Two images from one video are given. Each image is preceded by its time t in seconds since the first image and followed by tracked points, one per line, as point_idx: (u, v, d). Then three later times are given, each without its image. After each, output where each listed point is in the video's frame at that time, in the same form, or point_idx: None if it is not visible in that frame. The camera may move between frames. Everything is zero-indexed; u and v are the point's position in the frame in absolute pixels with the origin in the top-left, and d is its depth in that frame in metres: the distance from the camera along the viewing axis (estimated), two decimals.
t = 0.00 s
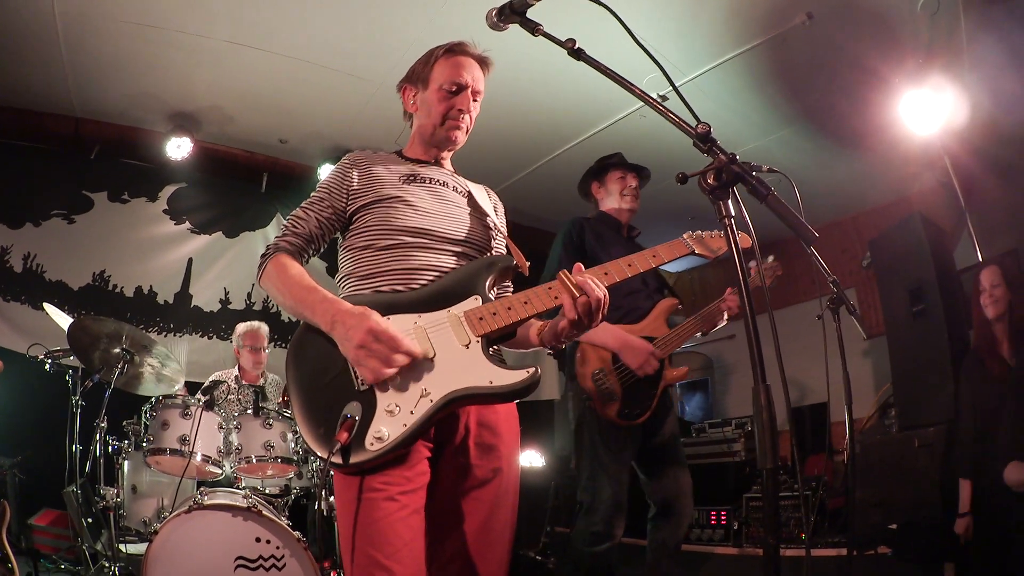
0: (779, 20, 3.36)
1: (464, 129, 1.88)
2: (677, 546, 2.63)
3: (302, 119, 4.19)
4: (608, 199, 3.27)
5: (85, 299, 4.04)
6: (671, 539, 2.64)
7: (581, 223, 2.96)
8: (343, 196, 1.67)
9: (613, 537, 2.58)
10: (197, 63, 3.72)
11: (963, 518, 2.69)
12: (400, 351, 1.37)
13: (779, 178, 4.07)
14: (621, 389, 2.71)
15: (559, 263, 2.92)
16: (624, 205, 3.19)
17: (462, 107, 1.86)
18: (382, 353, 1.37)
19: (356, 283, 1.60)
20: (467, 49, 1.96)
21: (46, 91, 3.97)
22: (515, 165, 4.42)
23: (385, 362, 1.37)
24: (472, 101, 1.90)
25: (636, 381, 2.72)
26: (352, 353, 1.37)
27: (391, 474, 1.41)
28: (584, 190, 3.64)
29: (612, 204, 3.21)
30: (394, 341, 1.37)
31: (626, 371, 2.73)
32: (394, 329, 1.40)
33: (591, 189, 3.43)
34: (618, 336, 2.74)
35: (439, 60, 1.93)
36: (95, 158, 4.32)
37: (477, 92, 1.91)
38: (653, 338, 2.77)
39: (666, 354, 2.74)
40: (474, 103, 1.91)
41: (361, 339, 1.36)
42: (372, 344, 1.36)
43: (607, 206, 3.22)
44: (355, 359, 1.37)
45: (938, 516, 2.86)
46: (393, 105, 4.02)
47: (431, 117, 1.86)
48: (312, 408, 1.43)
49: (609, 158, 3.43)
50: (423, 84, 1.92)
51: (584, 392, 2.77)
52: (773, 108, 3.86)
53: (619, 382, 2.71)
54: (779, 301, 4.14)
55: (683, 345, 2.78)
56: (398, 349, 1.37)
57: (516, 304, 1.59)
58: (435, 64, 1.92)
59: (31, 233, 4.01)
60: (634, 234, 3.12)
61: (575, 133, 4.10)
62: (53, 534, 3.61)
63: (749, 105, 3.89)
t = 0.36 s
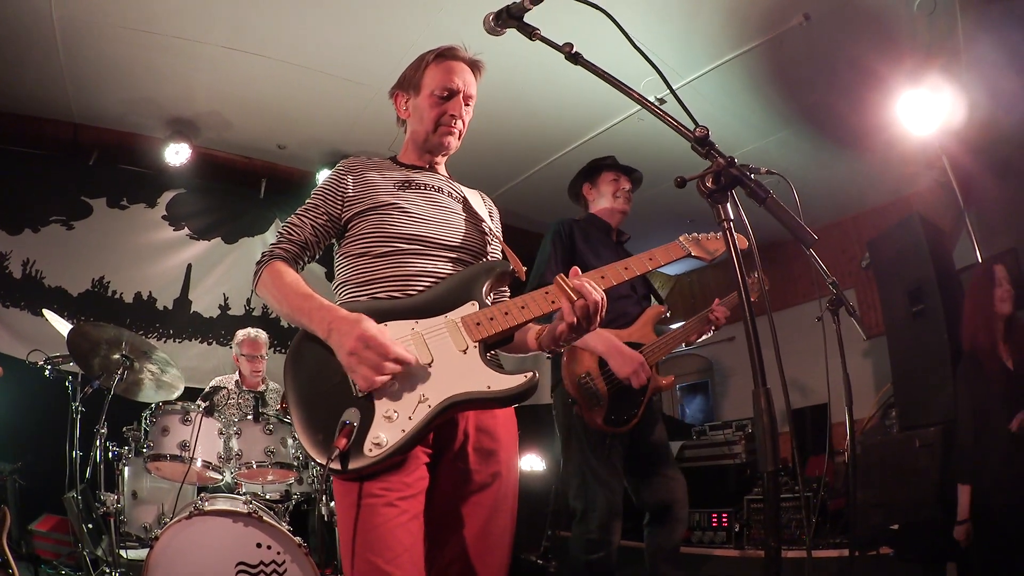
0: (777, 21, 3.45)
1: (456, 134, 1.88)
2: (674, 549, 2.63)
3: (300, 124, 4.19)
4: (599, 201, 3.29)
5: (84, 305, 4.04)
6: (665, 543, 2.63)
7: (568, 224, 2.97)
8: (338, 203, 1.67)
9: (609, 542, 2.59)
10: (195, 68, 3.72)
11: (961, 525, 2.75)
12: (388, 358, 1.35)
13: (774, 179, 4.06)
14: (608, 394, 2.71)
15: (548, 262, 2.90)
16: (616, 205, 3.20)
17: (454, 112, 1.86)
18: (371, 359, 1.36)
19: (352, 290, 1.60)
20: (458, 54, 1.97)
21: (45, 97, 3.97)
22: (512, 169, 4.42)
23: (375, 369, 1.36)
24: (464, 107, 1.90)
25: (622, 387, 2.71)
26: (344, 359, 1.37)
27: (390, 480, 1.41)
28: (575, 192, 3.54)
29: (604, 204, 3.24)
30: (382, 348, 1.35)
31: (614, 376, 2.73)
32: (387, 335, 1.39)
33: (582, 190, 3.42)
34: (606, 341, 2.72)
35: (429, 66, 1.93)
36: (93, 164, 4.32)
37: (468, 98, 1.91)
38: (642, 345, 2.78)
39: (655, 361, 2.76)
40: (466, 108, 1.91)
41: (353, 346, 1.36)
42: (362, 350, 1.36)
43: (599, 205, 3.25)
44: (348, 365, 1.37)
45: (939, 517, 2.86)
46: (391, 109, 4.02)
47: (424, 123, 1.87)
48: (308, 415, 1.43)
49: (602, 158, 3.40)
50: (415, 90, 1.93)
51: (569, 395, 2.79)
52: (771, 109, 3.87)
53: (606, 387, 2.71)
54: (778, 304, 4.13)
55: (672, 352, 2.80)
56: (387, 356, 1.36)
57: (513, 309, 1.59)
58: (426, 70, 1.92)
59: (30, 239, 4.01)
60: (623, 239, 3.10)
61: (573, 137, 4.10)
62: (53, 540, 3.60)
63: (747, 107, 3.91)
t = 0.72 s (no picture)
0: (776, 20, 3.37)
1: (452, 132, 1.88)
2: (681, 547, 2.62)
3: (301, 122, 4.19)
4: (609, 202, 3.27)
5: (85, 303, 4.04)
6: (676, 540, 2.64)
7: (581, 228, 2.96)
8: (334, 203, 1.68)
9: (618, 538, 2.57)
10: (195, 67, 3.72)
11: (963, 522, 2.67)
12: (381, 354, 1.35)
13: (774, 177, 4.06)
14: (624, 394, 2.72)
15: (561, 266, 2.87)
16: (625, 207, 3.20)
17: (449, 111, 1.86)
18: (365, 357, 1.36)
19: (349, 289, 1.61)
20: (453, 53, 1.97)
21: (45, 96, 3.97)
22: (513, 168, 4.42)
23: (370, 365, 1.36)
24: (459, 105, 1.90)
25: (639, 388, 2.71)
26: (339, 358, 1.38)
27: (385, 477, 1.41)
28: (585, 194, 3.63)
29: (615, 207, 3.22)
30: (373, 344, 1.35)
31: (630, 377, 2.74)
32: (378, 332, 1.39)
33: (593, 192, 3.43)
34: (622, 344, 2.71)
35: (425, 65, 1.94)
36: (93, 163, 4.32)
37: (464, 97, 1.92)
38: (657, 344, 2.80)
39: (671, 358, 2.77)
40: (462, 107, 1.92)
41: (345, 345, 1.36)
42: (354, 348, 1.36)
43: (610, 210, 3.22)
44: (342, 364, 1.38)
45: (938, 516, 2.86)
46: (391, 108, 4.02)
47: (419, 122, 1.87)
48: (304, 413, 1.44)
49: (608, 159, 3.41)
50: (410, 90, 1.93)
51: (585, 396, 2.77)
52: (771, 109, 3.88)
53: (623, 387, 2.72)
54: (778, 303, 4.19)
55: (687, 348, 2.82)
56: (378, 353, 1.35)
57: (506, 306, 1.58)
58: (422, 70, 1.93)
59: (31, 238, 4.02)
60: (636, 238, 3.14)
61: (575, 136, 4.11)
62: (53, 538, 3.65)
63: (747, 107, 3.91)
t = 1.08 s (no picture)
0: (777, 19, 3.35)
1: (450, 127, 1.88)
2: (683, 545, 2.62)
3: (304, 118, 4.19)
4: (617, 202, 3.28)
5: (85, 297, 4.04)
6: (677, 536, 2.62)
7: (589, 228, 2.97)
8: (332, 199, 1.69)
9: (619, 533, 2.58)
10: (198, 62, 3.72)
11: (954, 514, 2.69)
12: (380, 347, 1.35)
13: (776, 175, 4.05)
14: (634, 393, 2.72)
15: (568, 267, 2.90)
16: (634, 207, 3.21)
17: (447, 106, 1.87)
18: (364, 350, 1.36)
19: (348, 285, 1.61)
20: (451, 49, 1.98)
21: (47, 90, 3.97)
22: (514, 165, 4.43)
23: (369, 358, 1.36)
24: (457, 100, 1.90)
25: (650, 386, 2.73)
26: (337, 353, 1.38)
27: (381, 471, 1.42)
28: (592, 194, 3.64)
29: (624, 207, 3.24)
30: (373, 338, 1.36)
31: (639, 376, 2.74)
32: (377, 327, 1.39)
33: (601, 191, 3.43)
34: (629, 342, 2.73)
35: (421, 61, 1.95)
36: (95, 157, 4.32)
37: (461, 92, 1.92)
38: (665, 342, 2.80)
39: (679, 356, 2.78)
40: (459, 102, 1.92)
41: (342, 339, 1.36)
42: (352, 343, 1.36)
43: (620, 209, 3.24)
44: (341, 359, 1.37)
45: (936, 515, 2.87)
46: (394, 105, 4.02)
47: (416, 118, 1.87)
48: (301, 407, 1.44)
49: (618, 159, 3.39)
50: (407, 87, 1.94)
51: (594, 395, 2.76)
52: (773, 108, 3.88)
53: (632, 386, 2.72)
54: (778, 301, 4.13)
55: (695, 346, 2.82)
56: (377, 346, 1.36)
57: (502, 299, 1.59)
58: (418, 66, 1.93)
59: (32, 232, 4.02)
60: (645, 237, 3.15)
61: (576, 134, 4.11)
62: (54, 532, 3.65)
63: (749, 106, 3.90)
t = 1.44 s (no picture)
0: (776, 18, 3.33)
1: (449, 127, 1.88)
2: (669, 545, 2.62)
3: (302, 118, 4.19)
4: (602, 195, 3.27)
5: (82, 297, 4.04)
6: (665, 537, 2.63)
7: (574, 219, 2.96)
8: (330, 197, 1.69)
9: (607, 535, 2.59)
10: (196, 61, 3.72)
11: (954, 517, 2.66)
12: (374, 349, 1.34)
13: (773, 175, 4.06)
14: (612, 389, 2.71)
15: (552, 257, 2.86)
16: (619, 200, 3.20)
17: (447, 105, 1.87)
18: (360, 351, 1.36)
19: (345, 283, 1.61)
20: (451, 48, 1.98)
21: (45, 89, 3.97)
22: (510, 165, 4.43)
23: (365, 359, 1.36)
24: (457, 99, 1.90)
25: (628, 382, 2.71)
26: (334, 353, 1.38)
27: (379, 471, 1.42)
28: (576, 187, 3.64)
29: (609, 198, 3.22)
30: (367, 340, 1.34)
31: (619, 371, 2.73)
32: (371, 327, 1.38)
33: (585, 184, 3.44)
34: (611, 337, 2.66)
35: (421, 60, 1.95)
36: (92, 156, 4.32)
37: (461, 91, 1.92)
38: (647, 339, 2.81)
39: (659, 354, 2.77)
40: (459, 101, 1.92)
41: (339, 340, 1.36)
42: (349, 344, 1.36)
43: (603, 200, 3.22)
44: (337, 359, 1.38)
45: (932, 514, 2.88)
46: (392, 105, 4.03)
47: (416, 117, 1.87)
48: (298, 406, 1.44)
49: (604, 154, 3.45)
50: (408, 85, 1.94)
51: (574, 389, 2.77)
52: (771, 109, 3.88)
53: (611, 381, 2.72)
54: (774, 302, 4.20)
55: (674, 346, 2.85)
56: (371, 349, 1.34)
57: (501, 299, 1.61)
58: (419, 65, 1.94)
59: (28, 231, 4.01)
60: (626, 233, 3.14)
61: (573, 133, 4.11)
62: (50, 532, 3.64)
63: (746, 106, 3.90)
